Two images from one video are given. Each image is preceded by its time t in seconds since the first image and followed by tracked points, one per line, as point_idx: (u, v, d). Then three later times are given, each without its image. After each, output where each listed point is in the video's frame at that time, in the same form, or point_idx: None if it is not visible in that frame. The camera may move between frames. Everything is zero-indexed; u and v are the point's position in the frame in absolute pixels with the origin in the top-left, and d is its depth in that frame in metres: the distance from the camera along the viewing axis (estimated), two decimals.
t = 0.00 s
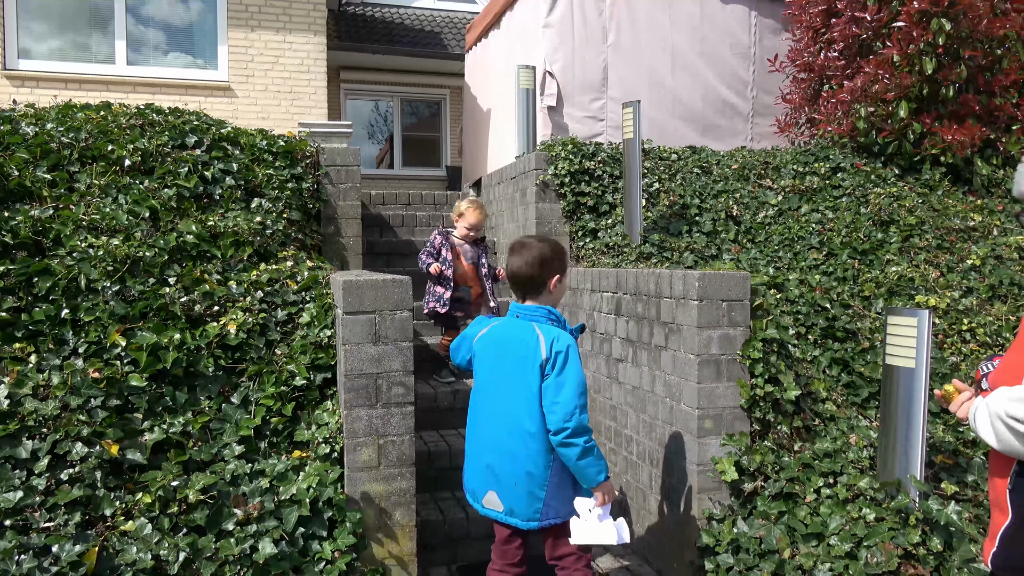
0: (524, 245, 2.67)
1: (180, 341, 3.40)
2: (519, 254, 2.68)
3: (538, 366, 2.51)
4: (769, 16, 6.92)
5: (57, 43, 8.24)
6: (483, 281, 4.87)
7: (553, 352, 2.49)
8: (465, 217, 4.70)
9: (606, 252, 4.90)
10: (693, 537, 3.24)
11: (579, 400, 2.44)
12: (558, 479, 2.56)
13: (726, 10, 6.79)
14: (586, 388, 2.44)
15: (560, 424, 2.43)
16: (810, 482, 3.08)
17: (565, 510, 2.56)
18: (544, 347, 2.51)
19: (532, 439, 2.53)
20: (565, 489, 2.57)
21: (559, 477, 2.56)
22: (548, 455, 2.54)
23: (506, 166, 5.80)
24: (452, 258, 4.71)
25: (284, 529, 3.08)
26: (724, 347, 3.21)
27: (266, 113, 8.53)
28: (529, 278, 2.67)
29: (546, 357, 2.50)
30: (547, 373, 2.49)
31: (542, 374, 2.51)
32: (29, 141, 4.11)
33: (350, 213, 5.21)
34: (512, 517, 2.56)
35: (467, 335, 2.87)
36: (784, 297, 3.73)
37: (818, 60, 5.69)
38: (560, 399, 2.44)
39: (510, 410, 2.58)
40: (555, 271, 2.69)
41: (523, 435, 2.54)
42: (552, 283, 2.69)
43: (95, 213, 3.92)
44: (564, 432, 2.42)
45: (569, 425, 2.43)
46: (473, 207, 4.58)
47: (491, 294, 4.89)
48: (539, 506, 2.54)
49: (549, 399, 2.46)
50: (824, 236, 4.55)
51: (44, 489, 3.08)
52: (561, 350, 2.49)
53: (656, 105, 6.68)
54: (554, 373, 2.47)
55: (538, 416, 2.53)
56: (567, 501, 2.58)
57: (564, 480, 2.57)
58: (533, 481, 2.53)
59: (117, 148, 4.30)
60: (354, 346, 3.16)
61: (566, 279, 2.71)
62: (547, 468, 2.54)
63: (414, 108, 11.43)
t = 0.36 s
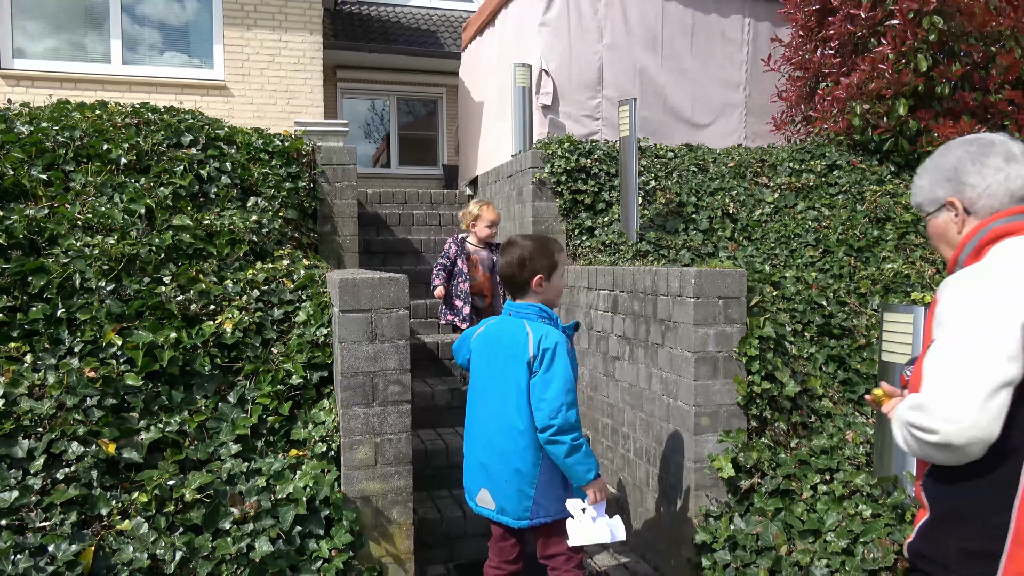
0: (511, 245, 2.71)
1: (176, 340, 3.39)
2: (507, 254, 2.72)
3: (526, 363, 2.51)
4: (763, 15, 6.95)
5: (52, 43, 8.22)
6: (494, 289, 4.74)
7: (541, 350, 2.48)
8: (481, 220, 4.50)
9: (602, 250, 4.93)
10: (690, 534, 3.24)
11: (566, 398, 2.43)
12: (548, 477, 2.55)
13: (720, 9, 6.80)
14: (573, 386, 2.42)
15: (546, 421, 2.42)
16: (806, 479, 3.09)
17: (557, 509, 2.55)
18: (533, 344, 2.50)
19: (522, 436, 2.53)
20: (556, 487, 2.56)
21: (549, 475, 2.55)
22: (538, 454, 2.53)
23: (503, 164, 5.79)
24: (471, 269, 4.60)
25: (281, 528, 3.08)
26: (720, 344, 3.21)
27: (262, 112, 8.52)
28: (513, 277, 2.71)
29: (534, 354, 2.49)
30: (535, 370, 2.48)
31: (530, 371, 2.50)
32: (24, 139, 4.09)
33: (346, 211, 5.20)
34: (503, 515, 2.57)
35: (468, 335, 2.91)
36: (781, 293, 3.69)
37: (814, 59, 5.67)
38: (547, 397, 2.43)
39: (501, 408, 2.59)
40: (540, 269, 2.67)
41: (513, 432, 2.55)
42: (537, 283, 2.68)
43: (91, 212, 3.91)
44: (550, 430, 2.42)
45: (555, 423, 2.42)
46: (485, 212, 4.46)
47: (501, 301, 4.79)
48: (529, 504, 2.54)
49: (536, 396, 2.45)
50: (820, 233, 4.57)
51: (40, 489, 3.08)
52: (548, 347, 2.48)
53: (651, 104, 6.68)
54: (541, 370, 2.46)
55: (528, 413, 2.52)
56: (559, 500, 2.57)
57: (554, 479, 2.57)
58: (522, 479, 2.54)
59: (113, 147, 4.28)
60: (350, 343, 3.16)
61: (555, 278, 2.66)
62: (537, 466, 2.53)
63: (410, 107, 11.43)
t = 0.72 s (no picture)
0: (507, 240, 2.71)
1: (172, 337, 3.37)
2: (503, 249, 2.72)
3: (522, 357, 2.49)
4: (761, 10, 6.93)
5: (47, 40, 8.18)
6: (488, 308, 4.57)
7: (536, 343, 2.47)
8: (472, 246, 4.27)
9: (600, 245, 4.92)
10: (687, 529, 3.24)
11: (562, 391, 2.41)
12: (546, 471, 2.54)
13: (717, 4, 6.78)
14: (569, 379, 2.41)
15: (542, 415, 2.41)
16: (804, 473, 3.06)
17: (555, 503, 2.54)
18: (528, 338, 2.49)
19: (519, 429, 2.53)
20: (554, 482, 2.55)
21: (547, 469, 2.54)
22: (535, 448, 2.52)
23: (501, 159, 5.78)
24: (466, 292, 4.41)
25: (278, 524, 3.08)
26: (718, 339, 3.21)
27: (258, 108, 8.50)
28: (509, 271, 2.70)
29: (529, 347, 2.48)
30: (530, 364, 2.47)
31: (525, 364, 2.49)
32: (18, 136, 4.06)
33: (343, 207, 5.19)
34: (501, 510, 2.57)
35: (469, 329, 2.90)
36: (778, 289, 3.63)
37: (812, 53, 5.71)
38: (542, 390, 2.42)
39: (499, 401, 2.59)
40: (536, 264, 2.66)
41: (509, 426, 2.55)
42: (533, 277, 2.67)
43: (85, 208, 3.89)
44: (547, 423, 2.40)
45: (552, 416, 2.41)
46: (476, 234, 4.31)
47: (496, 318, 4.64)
48: (526, 498, 2.53)
49: (533, 390, 2.44)
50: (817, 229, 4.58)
51: (35, 486, 3.06)
52: (543, 340, 2.47)
53: (647, 99, 6.67)
54: (536, 364, 2.45)
55: (524, 407, 2.52)
56: (557, 494, 2.55)
57: (552, 473, 2.55)
58: (519, 473, 2.53)
59: (108, 143, 4.25)
60: (346, 340, 3.15)
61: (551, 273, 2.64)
62: (534, 459, 2.52)
63: (407, 103, 11.40)
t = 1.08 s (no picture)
0: (501, 228, 2.71)
1: (167, 326, 3.35)
2: (497, 237, 2.72)
3: (518, 347, 2.49)
4: None
5: (41, 29, 8.12)
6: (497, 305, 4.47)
7: (532, 333, 2.46)
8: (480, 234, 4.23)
9: (597, 236, 4.93)
10: (684, 518, 3.25)
11: (559, 381, 2.41)
12: (543, 460, 2.54)
13: None
14: (566, 368, 2.40)
15: (539, 405, 2.40)
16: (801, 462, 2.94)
17: (552, 492, 2.54)
18: (524, 327, 2.49)
19: (515, 419, 2.53)
20: (551, 471, 2.55)
21: (544, 459, 2.54)
22: (532, 437, 2.52)
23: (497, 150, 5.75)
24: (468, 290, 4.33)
25: (275, 514, 3.07)
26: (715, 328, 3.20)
27: (254, 98, 8.45)
28: (504, 260, 2.69)
29: (525, 337, 2.47)
30: (526, 354, 2.46)
31: (522, 354, 2.49)
32: (11, 124, 4.02)
33: (339, 197, 5.19)
34: (499, 499, 2.57)
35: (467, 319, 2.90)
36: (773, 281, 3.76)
37: (810, 42, 5.67)
38: (538, 380, 2.41)
39: (495, 392, 2.59)
40: (532, 251, 2.65)
41: (506, 416, 2.55)
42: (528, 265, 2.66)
43: (79, 197, 3.86)
44: (543, 413, 2.40)
45: (549, 406, 2.40)
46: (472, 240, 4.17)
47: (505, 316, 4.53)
48: (523, 488, 2.53)
49: (529, 379, 2.43)
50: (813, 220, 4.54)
51: (31, 476, 3.05)
52: (539, 329, 2.46)
53: (644, 89, 6.64)
54: (532, 353, 2.44)
55: (521, 396, 2.52)
56: (554, 483, 2.55)
57: (549, 463, 2.55)
58: (516, 464, 2.53)
59: (102, 132, 4.22)
60: (343, 330, 3.14)
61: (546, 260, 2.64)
62: (531, 449, 2.52)
63: (404, 93, 11.34)
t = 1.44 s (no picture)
0: (492, 223, 2.69)
1: (163, 318, 3.35)
2: (489, 233, 2.71)
3: (513, 334, 2.49)
4: None
5: (34, 20, 8.05)
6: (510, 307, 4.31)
7: (527, 320, 2.46)
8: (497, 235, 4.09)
9: (594, 228, 4.92)
10: (682, 510, 3.25)
11: (553, 369, 2.40)
12: (537, 449, 2.53)
13: None
14: (560, 356, 2.39)
15: (533, 392, 2.40)
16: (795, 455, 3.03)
17: (546, 481, 2.53)
18: (519, 315, 2.49)
19: (509, 407, 2.53)
20: (545, 460, 2.54)
21: (538, 447, 2.53)
22: (527, 425, 2.52)
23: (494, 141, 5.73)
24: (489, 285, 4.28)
25: (272, 507, 3.05)
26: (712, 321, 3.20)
27: (250, 90, 8.41)
28: (499, 254, 2.68)
29: (520, 325, 2.48)
30: (521, 341, 2.46)
31: (517, 341, 2.49)
32: (4, 115, 3.99)
33: (335, 189, 5.20)
34: (493, 488, 2.57)
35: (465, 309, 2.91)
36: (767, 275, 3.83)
37: (808, 34, 5.65)
38: (532, 366, 2.41)
39: (490, 380, 2.59)
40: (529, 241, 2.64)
41: (501, 404, 2.55)
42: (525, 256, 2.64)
43: (74, 189, 3.83)
44: (537, 400, 2.40)
45: (543, 393, 2.40)
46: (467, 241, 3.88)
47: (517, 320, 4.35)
48: (517, 477, 2.52)
49: (523, 366, 2.44)
50: (811, 211, 4.50)
51: (27, 469, 3.03)
52: (534, 317, 2.46)
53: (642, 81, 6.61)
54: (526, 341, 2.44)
55: (517, 384, 2.52)
56: (548, 472, 2.55)
57: (543, 451, 2.55)
58: (511, 452, 2.53)
59: (97, 123, 4.19)
60: (340, 321, 3.13)
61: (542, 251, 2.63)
62: (525, 437, 2.52)
63: (401, 85, 11.28)
